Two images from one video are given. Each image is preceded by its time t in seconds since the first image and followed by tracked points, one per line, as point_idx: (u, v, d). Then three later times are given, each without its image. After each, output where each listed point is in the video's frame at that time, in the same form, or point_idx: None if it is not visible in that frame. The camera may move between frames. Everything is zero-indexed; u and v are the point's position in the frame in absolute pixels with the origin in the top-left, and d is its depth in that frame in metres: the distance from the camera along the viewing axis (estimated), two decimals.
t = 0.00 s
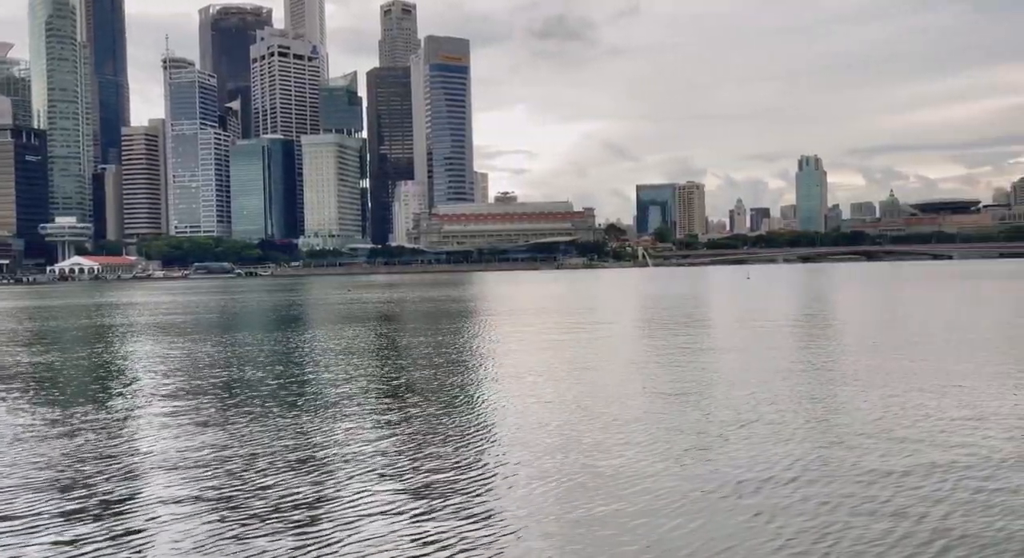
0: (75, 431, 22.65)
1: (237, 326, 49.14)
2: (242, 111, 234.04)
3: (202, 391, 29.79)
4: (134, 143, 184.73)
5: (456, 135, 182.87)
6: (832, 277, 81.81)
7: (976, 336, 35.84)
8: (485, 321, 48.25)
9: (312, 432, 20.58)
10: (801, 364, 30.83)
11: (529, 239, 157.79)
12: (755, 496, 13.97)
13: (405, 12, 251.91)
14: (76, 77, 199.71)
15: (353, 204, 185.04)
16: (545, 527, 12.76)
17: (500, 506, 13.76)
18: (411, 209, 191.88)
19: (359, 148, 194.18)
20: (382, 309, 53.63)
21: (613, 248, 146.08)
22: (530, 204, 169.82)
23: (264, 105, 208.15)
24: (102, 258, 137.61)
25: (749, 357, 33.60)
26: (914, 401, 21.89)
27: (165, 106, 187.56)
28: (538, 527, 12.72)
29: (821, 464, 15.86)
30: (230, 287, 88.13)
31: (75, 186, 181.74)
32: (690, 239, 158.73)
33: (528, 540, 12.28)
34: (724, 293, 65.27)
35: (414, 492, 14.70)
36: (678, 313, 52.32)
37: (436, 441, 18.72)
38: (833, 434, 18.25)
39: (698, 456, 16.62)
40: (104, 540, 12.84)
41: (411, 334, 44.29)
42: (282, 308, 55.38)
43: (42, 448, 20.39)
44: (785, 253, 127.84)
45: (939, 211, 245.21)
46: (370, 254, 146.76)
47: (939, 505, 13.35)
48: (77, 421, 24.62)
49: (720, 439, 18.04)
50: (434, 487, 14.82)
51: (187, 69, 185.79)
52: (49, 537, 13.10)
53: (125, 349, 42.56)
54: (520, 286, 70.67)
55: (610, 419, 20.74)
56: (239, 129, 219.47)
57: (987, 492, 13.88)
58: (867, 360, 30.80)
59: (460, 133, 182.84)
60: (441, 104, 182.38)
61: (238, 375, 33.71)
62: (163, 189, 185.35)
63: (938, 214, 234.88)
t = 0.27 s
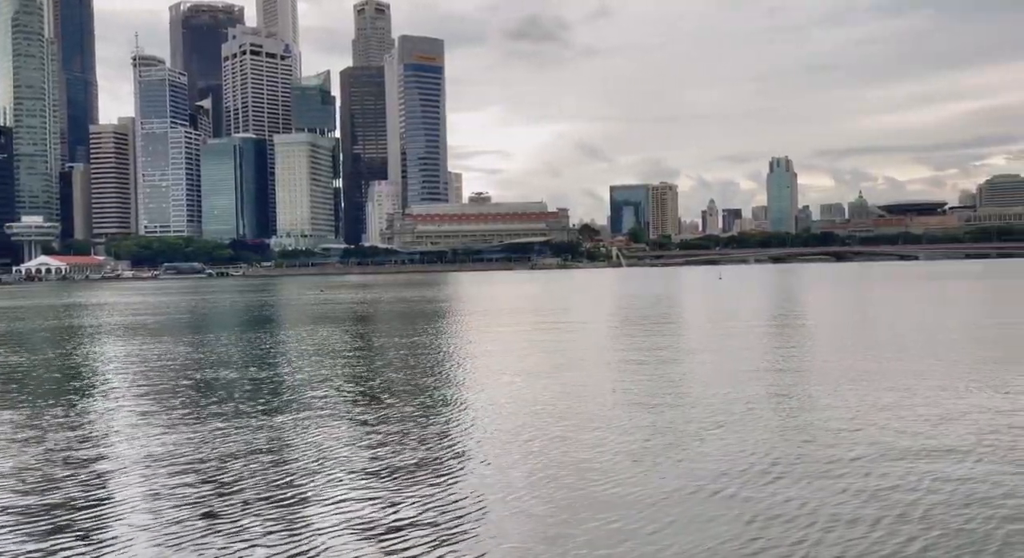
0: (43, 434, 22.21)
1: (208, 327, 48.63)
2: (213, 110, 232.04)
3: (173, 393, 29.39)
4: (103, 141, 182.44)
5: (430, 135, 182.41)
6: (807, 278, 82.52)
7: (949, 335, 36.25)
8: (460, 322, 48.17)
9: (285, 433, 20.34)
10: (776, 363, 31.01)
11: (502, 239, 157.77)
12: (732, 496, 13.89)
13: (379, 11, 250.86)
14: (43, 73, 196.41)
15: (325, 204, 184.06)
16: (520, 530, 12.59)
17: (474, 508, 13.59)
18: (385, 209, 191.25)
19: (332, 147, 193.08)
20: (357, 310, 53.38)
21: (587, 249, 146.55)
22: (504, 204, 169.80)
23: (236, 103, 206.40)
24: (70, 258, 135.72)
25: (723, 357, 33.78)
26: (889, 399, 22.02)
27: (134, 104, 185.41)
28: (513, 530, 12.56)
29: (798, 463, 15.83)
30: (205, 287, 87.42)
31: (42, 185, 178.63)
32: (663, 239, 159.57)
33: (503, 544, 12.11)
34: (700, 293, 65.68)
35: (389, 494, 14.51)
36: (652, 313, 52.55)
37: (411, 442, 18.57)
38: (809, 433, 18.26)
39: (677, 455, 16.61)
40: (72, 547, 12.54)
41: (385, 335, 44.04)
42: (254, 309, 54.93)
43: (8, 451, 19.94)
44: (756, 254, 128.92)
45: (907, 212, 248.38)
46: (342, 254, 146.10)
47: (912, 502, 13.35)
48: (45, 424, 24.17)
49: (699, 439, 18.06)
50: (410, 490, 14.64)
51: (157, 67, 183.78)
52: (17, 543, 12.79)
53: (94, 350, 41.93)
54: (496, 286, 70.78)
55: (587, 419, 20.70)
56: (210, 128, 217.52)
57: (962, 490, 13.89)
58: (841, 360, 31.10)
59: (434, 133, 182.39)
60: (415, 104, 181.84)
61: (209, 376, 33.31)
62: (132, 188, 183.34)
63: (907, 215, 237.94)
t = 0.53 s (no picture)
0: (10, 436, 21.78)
1: (179, 327, 48.09)
2: (185, 108, 229.75)
3: (143, 394, 28.99)
4: (71, 139, 179.92)
5: (405, 135, 181.89)
6: (780, 278, 83.18)
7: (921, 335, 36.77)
8: (434, 322, 48.04)
9: (257, 435, 20.13)
10: (749, 363, 31.25)
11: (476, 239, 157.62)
12: (707, 496, 13.91)
13: (353, 10, 249.64)
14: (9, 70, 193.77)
15: (298, 204, 182.88)
16: (493, 533, 12.49)
17: (447, 511, 13.44)
18: (359, 209, 190.37)
19: (305, 147, 191.82)
20: (330, 310, 53.07)
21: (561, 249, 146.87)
22: (478, 204, 169.68)
23: (208, 101, 204.50)
24: (37, 258, 133.15)
25: (698, 357, 33.97)
26: (863, 398, 22.18)
27: (103, 101, 183.07)
28: (486, 532, 12.47)
29: (773, 462, 15.87)
30: (178, 288, 86.50)
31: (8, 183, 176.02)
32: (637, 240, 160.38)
33: (477, 549, 11.97)
34: (674, 293, 66.05)
35: (361, 495, 14.34)
36: (626, 314, 52.71)
37: (384, 443, 18.44)
38: (783, 433, 18.33)
39: (655, 454, 16.64)
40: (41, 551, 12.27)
41: (358, 335, 43.79)
42: (225, 309, 54.43)
43: None
44: (729, 255, 129.81)
45: (877, 214, 251.51)
46: (316, 254, 145.17)
47: (887, 501, 13.42)
48: (11, 426, 23.71)
49: (677, 438, 18.11)
50: (381, 491, 14.51)
51: (127, 64, 181.64)
52: None
53: (62, 351, 41.28)
54: (472, 286, 70.68)
55: (562, 419, 20.70)
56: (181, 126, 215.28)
57: (928, 489, 14.03)
58: (815, 359, 31.36)
59: (408, 133, 181.81)
60: (389, 103, 181.17)
61: (180, 377, 32.89)
62: (101, 187, 180.98)
63: (877, 217, 241.08)
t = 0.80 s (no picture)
0: None
1: (149, 328, 47.50)
2: (155, 106, 227.26)
3: (111, 395, 28.54)
4: (38, 137, 177.29)
5: (379, 134, 181.12)
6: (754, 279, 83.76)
7: (893, 334, 37.11)
8: (408, 323, 47.83)
9: (228, 435, 19.98)
10: (725, 363, 31.35)
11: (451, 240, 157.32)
12: (684, 497, 13.81)
13: (326, 8, 248.21)
14: None
15: (271, 204, 181.56)
16: (468, 535, 12.30)
17: (420, 513, 13.26)
18: (332, 209, 189.28)
19: (278, 146, 190.38)
20: (303, 311, 52.69)
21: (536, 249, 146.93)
22: (452, 205, 169.33)
23: (179, 99, 202.39)
24: (4, 258, 130.25)
25: (674, 357, 34.01)
26: (837, 398, 22.27)
27: (72, 99, 180.66)
28: (460, 535, 12.27)
29: (749, 462, 15.82)
30: (150, 288, 85.36)
31: None
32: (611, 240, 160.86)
33: (450, 551, 11.77)
34: (649, 293, 66.28)
35: (334, 496, 14.17)
36: (601, 314, 52.80)
37: (358, 442, 18.34)
38: (758, 433, 18.32)
39: (633, 454, 16.57)
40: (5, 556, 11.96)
41: (331, 336, 43.48)
42: (196, 309, 53.89)
43: None
44: (702, 255, 130.49)
45: (847, 215, 254.30)
46: (288, 254, 144.11)
47: (862, 500, 13.43)
48: None
49: (653, 438, 18.04)
50: (354, 491, 14.36)
51: (97, 61, 179.33)
52: None
53: (29, 352, 40.59)
54: (447, 286, 70.53)
55: (537, 420, 20.61)
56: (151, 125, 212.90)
57: (904, 488, 14.02)
58: (789, 359, 31.50)
59: (382, 133, 181.00)
60: (363, 103, 180.30)
61: (149, 379, 32.43)
62: (70, 186, 178.55)
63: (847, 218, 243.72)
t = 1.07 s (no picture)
0: None
1: (119, 328, 46.87)
2: (126, 104, 224.66)
3: (81, 397, 28.02)
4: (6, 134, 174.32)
5: (354, 134, 180.23)
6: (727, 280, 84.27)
7: (866, 336, 37.47)
8: (381, 323, 47.59)
9: (203, 436, 19.84)
10: (701, 364, 31.47)
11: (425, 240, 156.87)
12: (665, 496, 13.77)
13: (300, 7, 246.68)
14: None
15: (244, 203, 180.03)
16: (445, 536, 12.19)
17: (398, 514, 13.14)
18: (306, 208, 188.09)
19: (252, 145, 188.84)
20: (276, 310, 52.31)
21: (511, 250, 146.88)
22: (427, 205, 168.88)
23: (150, 97, 200.25)
24: None
25: (649, 358, 34.08)
26: (811, 399, 22.35)
27: (40, 96, 178.01)
28: (438, 536, 12.15)
29: (727, 462, 15.80)
30: (118, 287, 84.20)
31: None
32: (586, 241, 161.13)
33: (428, 552, 11.64)
34: (623, 295, 66.43)
35: (313, 497, 14.08)
36: (576, 314, 52.80)
37: (336, 442, 18.27)
38: (735, 433, 18.35)
39: (610, 454, 16.55)
40: None
41: (305, 336, 43.12)
42: (167, 309, 53.34)
43: None
44: (677, 256, 131.11)
45: (819, 218, 256.81)
46: (262, 254, 142.90)
47: (844, 500, 13.49)
48: None
49: (627, 438, 18.00)
50: (333, 492, 14.26)
51: (66, 58, 176.92)
52: None
53: None
54: (422, 286, 70.43)
55: (509, 419, 20.52)
56: (122, 123, 210.33)
57: (882, 487, 14.07)
58: (763, 360, 31.58)
59: (357, 132, 180.06)
60: (338, 102, 179.30)
61: (120, 380, 31.87)
62: (38, 184, 175.85)
63: (819, 220, 246.15)
